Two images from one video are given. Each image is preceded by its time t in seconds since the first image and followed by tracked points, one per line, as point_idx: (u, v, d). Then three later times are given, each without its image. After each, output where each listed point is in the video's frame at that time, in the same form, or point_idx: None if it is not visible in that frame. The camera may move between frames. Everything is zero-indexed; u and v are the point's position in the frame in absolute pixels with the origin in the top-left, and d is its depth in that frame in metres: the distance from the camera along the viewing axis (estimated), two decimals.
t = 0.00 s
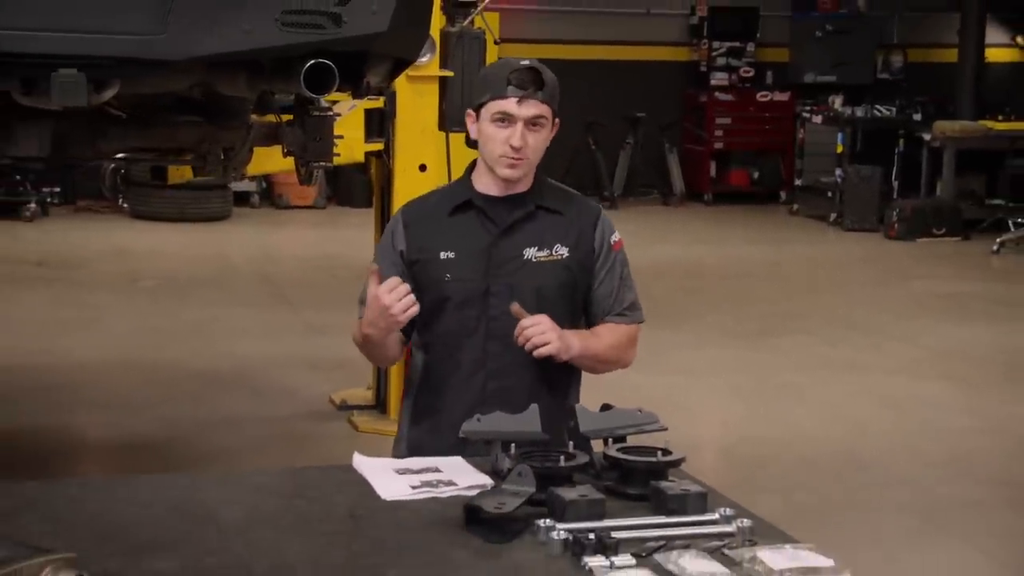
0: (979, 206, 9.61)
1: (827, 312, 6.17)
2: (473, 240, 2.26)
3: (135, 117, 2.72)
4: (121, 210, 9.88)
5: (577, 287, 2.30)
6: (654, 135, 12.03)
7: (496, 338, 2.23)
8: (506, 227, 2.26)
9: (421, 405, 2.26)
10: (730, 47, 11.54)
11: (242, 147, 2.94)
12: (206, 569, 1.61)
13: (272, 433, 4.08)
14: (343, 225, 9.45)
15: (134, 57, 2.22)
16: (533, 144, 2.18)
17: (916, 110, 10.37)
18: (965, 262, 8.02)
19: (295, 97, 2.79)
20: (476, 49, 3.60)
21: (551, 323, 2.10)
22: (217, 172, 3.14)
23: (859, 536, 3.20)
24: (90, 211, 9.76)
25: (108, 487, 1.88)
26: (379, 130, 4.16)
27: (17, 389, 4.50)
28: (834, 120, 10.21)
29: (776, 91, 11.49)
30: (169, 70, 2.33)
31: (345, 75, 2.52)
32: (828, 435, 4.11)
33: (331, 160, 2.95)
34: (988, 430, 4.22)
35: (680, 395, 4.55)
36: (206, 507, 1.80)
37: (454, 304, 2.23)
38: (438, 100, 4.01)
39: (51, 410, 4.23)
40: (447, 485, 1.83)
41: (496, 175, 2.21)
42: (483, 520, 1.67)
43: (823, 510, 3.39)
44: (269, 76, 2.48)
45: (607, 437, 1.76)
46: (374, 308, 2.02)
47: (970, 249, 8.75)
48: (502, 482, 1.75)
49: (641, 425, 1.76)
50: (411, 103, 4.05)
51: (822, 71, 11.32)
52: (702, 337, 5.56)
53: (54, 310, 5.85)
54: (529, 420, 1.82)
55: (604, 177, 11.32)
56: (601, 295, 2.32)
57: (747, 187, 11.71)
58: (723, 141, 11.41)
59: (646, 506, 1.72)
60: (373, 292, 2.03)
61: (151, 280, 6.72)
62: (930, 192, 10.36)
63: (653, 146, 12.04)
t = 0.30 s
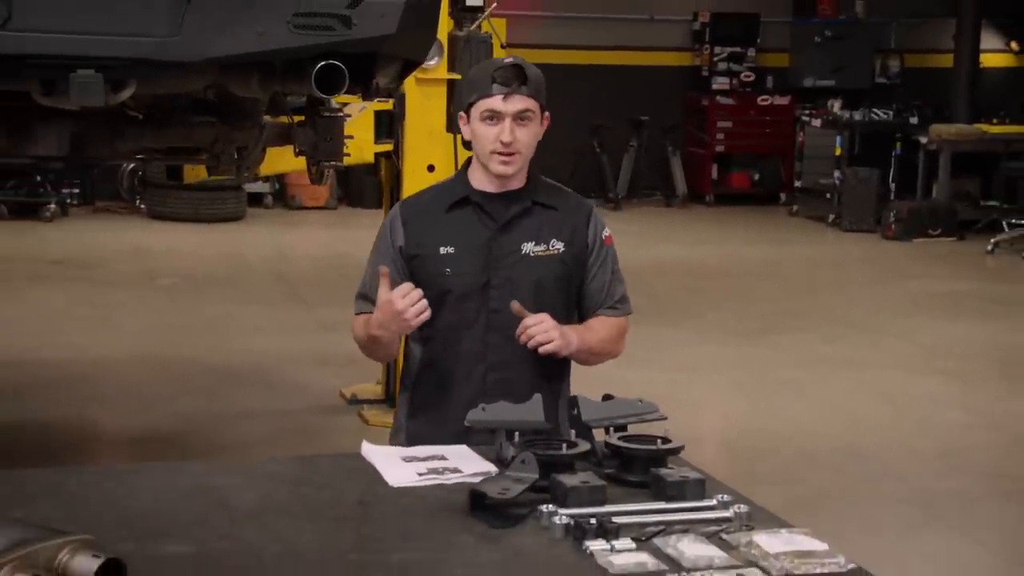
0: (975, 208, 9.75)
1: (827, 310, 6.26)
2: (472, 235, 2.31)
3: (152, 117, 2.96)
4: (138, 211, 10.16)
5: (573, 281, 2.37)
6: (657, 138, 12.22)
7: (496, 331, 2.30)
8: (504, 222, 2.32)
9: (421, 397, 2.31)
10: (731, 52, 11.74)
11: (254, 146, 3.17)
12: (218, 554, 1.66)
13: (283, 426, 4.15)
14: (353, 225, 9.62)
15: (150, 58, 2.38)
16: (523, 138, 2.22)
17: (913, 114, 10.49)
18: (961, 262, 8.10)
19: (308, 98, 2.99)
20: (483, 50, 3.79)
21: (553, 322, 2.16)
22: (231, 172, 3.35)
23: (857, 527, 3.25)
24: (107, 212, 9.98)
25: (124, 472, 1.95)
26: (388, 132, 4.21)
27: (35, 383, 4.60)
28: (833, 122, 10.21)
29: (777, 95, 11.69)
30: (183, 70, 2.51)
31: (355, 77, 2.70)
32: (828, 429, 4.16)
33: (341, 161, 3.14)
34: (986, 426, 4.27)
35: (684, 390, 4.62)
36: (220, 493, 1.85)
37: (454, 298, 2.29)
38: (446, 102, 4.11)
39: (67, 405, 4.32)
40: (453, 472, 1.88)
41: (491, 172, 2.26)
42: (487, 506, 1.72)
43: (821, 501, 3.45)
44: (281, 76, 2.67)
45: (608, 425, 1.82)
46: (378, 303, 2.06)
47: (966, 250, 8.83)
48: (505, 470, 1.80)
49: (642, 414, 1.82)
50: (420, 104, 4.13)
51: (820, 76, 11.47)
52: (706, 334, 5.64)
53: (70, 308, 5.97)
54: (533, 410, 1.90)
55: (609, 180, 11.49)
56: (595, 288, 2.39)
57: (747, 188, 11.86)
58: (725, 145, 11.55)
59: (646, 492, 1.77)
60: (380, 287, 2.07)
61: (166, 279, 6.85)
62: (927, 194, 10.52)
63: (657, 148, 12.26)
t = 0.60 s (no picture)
0: (970, 209, 9.92)
1: (828, 308, 6.37)
2: (471, 230, 2.45)
3: (168, 119, 3.22)
4: (156, 211, 10.46)
5: (569, 274, 2.50)
6: (661, 142, 12.47)
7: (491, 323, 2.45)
8: (501, 218, 2.45)
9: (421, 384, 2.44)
10: (733, 58, 12.06)
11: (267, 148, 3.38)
12: (229, 539, 1.72)
13: (296, 419, 4.24)
14: (363, 227, 9.80)
15: (169, 60, 2.58)
16: (503, 125, 2.36)
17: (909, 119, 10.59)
18: (956, 261, 8.28)
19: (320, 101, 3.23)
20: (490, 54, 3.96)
21: (535, 329, 2.30)
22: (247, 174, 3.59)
23: (852, 518, 3.32)
24: (126, 215, 10.26)
25: (141, 460, 2.01)
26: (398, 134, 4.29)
27: (55, 377, 4.72)
28: (831, 127, 10.60)
29: (777, 100, 12.00)
30: (200, 73, 2.71)
31: (365, 79, 2.90)
32: (828, 424, 4.23)
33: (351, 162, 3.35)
34: (983, 422, 4.32)
35: (689, 385, 4.71)
36: (233, 481, 1.91)
37: (452, 289, 2.44)
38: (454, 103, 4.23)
39: (84, 399, 4.42)
40: (459, 461, 1.94)
41: (481, 166, 2.40)
42: (491, 495, 1.78)
43: (818, 492, 3.51)
44: (293, 79, 2.85)
45: (609, 416, 1.88)
46: (425, 333, 2.30)
47: (962, 250, 9.02)
48: (509, 458, 1.86)
49: (641, 405, 1.88)
50: (428, 106, 4.25)
51: (819, 82, 11.85)
52: (712, 331, 5.74)
53: (88, 306, 6.11)
54: (536, 401, 1.95)
55: (613, 182, 11.74)
56: (592, 283, 2.52)
57: (749, 190, 12.10)
58: (726, 148, 11.90)
59: (646, 480, 1.83)
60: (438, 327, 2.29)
61: (183, 278, 7.00)
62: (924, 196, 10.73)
63: (661, 152, 12.49)
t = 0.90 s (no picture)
0: (968, 211, 10.20)
1: (831, 308, 6.50)
2: (477, 228, 2.59)
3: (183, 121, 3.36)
4: (176, 213, 10.73)
5: (573, 271, 2.63)
6: (665, 144, 12.98)
7: (496, 318, 2.57)
8: (506, 216, 2.60)
9: (430, 377, 2.58)
10: (736, 63, 12.67)
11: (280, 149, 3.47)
12: (242, 527, 1.78)
13: (310, 413, 4.32)
14: (378, 228, 10.07)
15: (185, 63, 2.66)
16: (501, 127, 2.50)
17: (910, 120, 11.23)
18: (951, 260, 8.58)
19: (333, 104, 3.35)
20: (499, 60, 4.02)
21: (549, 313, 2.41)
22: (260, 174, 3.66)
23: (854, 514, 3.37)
24: (146, 217, 10.50)
25: (158, 452, 2.07)
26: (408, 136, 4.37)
27: (76, 373, 4.84)
28: (834, 130, 11.06)
29: (779, 104, 12.53)
30: (215, 78, 2.79)
31: (375, 83, 2.99)
32: (830, 420, 4.30)
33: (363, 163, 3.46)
34: (978, 417, 4.41)
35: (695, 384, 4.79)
36: (246, 471, 1.97)
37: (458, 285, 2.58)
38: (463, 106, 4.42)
39: (104, 395, 4.52)
40: (465, 452, 2.00)
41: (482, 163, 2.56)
42: (496, 483, 1.83)
43: (819, 485, 3.58)
44: (306, 82, 2.94)
45: (611, 408, 1.94)
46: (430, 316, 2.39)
47: (959, 249, 9.34)
48: (513, 449, 1.91)
49: (643, 398, 1.94)
50: (438, 110, 4.44)
51: (820, 86, 12.37)
52: (719, 331, 5.84)
53: (108, 304, 6.25)
54: (540, 394, 2.00)
55: (619, 183, 12.19)
56: (598, 280, 2.64)
57: (752, 193, 12.59)
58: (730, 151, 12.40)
59: (647, 471, 1.89)
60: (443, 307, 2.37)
61: (200, 277, 7.14)
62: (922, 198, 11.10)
63: (666, 154, 12.98)
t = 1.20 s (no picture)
0: (967, 213, 10.52)
1: (835, 311, 6.63)
2: (491, 228, 2.66)
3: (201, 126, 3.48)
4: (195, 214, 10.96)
5: (584, 270, 2.69)
6: (671, 147, 13.35)
7: (508, 316, 2.64)
8: (518, 217, 2.67)
9: (443, 372, 2.67)
10: (740, 68, 12.73)
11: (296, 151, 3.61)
12: (253, 513, 1.84)
13: (324, 410, 4.42)
14: (392, 227, 10.35)
15: (204, 68, 2.80)
16: (512, 133, 2.58)
17: (908, 126, 11.20)
18: (946, 261, 8.87)
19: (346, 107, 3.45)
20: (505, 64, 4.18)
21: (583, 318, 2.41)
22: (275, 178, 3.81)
23: (852, 515, 3.45)
24: (166, 218, 10.73)
25: (173, 441, 2.14)
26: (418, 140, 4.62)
27: (97, 370, 4.97)
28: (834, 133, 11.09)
29: (782, 107, 12.70)
30: (229, 81, 2.93)
31: (385, 82, 3.12)
32: (832, 420, 4.43)
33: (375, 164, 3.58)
34: (972, 414, 4.59)
35: (701, 386, 4.88)
36: (260, 461, 2.03)
37: (472, 283, 2.64)
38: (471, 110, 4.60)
39: (123, 392, 4.63)
40: (471, 443, 2.06)
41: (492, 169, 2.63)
42: (499, 473, 1.89)
43: (821, 483, 3.71)
44: (319, 89, 3.08)
45: (612, 402, 2.00)
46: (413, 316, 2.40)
47: (957, 250, 9.68)
48: (516, 441, 1.97)
49: (643, 391, 2.00)
50: (447, 115, 4.63)
51: (823, 90, 12.48)
52: (725, 333, 5.94)
53: (129, 303, 6.39)
54: (543, 387, 2.07)
55: (626, 186, 12.57)
56: (609, 279, 2.71)
57: (756, 194, 12.93)
58: (733, 154, 12.60)
59: (646, 461, 1.95)
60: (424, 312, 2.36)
61: (219, 276, 7.31)
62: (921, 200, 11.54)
63: (671, 158, 13.35)
